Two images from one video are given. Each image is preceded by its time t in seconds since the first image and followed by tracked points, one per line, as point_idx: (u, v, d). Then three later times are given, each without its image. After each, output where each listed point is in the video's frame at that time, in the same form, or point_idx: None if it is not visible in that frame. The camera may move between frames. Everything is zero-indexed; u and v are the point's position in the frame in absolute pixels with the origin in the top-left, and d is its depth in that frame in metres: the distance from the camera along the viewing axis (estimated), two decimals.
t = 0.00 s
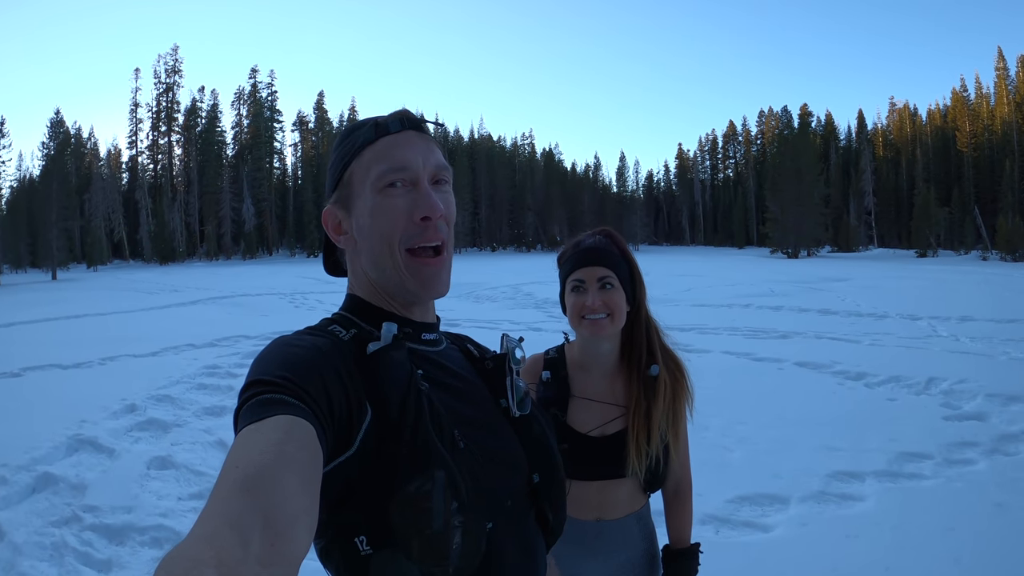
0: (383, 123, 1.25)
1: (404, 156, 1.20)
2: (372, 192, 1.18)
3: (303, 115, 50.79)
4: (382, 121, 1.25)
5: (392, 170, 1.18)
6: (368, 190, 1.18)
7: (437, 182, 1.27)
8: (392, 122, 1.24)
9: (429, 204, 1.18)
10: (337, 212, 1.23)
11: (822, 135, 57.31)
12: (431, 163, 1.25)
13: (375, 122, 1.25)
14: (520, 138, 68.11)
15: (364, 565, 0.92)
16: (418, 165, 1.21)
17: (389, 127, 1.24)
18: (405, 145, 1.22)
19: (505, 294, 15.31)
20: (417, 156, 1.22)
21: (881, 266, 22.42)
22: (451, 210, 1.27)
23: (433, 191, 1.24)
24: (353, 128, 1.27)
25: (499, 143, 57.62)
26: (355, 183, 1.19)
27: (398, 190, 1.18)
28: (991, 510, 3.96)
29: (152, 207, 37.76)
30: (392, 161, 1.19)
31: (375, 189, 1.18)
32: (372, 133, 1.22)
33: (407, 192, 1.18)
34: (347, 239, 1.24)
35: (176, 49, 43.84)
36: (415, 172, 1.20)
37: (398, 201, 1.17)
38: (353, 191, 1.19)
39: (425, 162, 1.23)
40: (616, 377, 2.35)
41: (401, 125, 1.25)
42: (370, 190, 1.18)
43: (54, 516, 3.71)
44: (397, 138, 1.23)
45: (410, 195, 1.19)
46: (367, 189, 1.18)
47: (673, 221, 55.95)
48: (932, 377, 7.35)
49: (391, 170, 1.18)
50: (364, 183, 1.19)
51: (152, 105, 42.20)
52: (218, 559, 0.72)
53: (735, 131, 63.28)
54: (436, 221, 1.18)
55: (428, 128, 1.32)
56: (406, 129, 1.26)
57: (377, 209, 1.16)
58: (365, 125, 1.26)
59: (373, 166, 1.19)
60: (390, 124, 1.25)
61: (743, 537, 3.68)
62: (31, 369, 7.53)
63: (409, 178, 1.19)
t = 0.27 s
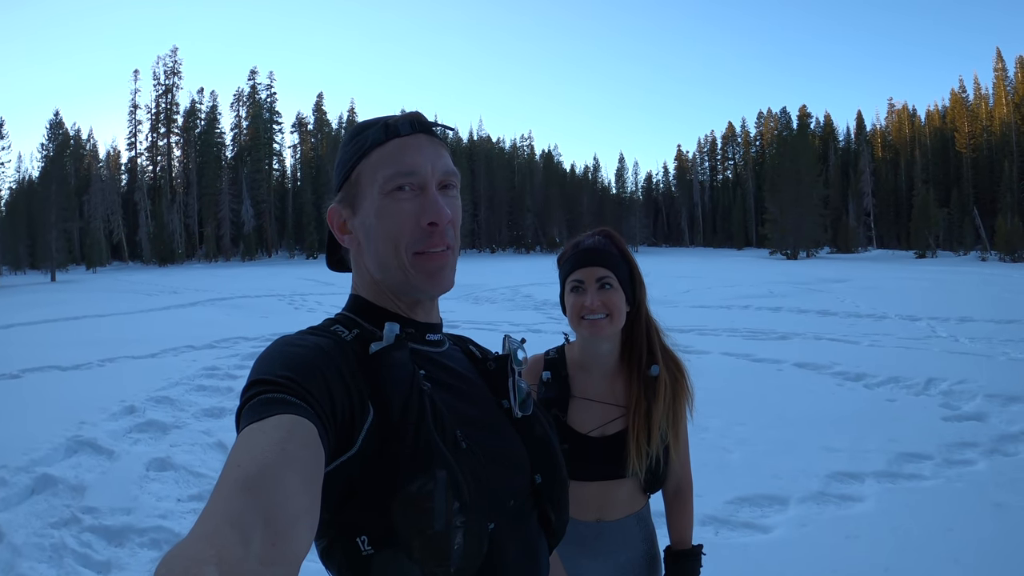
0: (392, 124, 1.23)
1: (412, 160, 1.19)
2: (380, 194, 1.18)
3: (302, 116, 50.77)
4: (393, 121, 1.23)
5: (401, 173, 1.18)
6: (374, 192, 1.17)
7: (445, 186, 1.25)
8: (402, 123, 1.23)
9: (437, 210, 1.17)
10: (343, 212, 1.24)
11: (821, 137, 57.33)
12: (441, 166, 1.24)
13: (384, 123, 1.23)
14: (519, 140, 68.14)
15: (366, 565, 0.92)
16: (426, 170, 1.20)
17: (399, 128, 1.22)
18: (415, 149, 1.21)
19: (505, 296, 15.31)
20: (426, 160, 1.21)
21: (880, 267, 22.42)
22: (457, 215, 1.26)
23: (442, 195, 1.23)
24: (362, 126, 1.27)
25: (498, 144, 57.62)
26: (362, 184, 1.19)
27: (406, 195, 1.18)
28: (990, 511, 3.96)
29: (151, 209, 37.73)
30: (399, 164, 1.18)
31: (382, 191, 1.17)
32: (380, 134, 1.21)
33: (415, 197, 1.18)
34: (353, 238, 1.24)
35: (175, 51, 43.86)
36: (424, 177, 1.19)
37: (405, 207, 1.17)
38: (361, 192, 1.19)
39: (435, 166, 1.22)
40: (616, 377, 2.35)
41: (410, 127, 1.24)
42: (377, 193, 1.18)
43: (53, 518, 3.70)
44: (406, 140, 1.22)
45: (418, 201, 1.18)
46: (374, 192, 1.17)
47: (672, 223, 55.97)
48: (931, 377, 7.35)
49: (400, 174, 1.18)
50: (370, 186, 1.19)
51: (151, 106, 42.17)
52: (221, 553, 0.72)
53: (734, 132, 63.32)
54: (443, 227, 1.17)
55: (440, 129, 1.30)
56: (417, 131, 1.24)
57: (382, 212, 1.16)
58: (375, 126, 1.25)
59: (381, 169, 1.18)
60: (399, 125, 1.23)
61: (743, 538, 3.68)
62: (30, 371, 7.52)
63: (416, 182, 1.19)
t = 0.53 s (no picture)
0: (401, 129, 1.23)
1: (419, 166, 1.20)
2: (382, 198, 1.17)
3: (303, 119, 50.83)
4: (401, 127, 1.23)
5: (404, 180, 1.18)
6: (377, 195, 1.18)
7: (448, 193, 1.26)
8: (409, 129, 1.24)
9: (439, 218, 1.18)
10: (343, 212, 1.22)
11: (823, 138, 57.28)
12: (445, 174, 1.25)
13: (391, 127, 1.24)
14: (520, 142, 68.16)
15: (364, 563, 0.92)
16: (431, 176, 1.21)
17: (406, 133, 1.23)
18: (421, 154, 1.22)
19: (506, 297, 15.30)
20: (431, 166, 1.21)
21: (882, 268, 22.37)
22: (459, 222, 1.27)
23: (444, 204, 1.24)
24: (367, 128, 1.26)
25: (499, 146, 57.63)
26: (365, 186, 1.19)
27: (410, 200, 1.18)
28: (992, 512, 3.95)
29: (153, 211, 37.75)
30: (404, 170, 1.19)
31: (386, 195, 1.17)
32: (386, 138, 1.21)
33: (419, 204, 1.19)
34: (351, 239, 1.24)
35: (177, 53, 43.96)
36: (427, 182, 1.20)
37: (408, 212, 1.17)
38: (362, 193, 1.19)
39: (438, 173, 1.23)
40: (614, 378, 2.35)
41: (418, 133, 1.25)
42: (380, 196, 1.18)
43: (54, 518, 3.71)
44: (412, 146, 1.22)
45: (421, 207, 1.18)
46: (377, 195, 1.18)
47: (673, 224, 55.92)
48: (933, 378, 7.33)
49: (404, 179, 1.18)
50: (373, 189, 1.19)
51: (152, 109, 42.25)
52: (220, 549, 0.73)
53: (735, 133, 63.27)
54: (444, 234, 1.18)
55: (445, 136, 1.32)
56: (424, 137, 1.25)
57: (384, 217, 1.16)
58: (380, 129, 1.24)
59: (385, 173, 1.18)
60: (407, 131, 1.24)
61: (744, 539, 3.67)
62: (32, 372, 7.53)
63: (421, 189, 1.19)
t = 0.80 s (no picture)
0: (404, 129, 1.23)
1: (423, 168, 1.20)
2: (385, 199, 1.18)
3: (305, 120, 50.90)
4: (404, 127, 1.23)
5: (408, 180, 1.19)
6: (380, 196, 1.18)
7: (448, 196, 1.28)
8: (413, 129, 1.24)
9: (441, 220, 1.19)
10: (342, 209, 1.21)
11: (824, 138, 57.22)
12: (446, 177, 1.26)
13: (395, 125, 1.23)
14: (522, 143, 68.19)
15: (358, 565, 0.92)
16: (434, 179, 1.22)
17: (410, 134, 1.23)
18: (424, 158, 1.22)
19: (507, 299, 15.30)
20: (435, 170, 1.22)
21: (884, 269, 22.33)
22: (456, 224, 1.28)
23: (445, 206, 1.25)
24: (368, 126, 1.25)
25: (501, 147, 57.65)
26: (367, 186, 1.18)
27: (413, 201, 1.18)
28: (993, 513, 3.94)
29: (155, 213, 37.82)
30: (409, 171, 1.19)
31: (390, 196, 1.18)
32: (391, 138, 1.21)
33: (421, 204, 1.19)
34: (348, 238, 1.23)
35: (179, 55, 44.06)
36: (430, 185, 1.21)
37: (411, 212, 1.18)
38: (364, 192, 1.19)
39: (442, 175, 1.24)
40: (610, 377, 2.35)
41: (421, 134, 1.25)
42: (384, 196, 1.18)
43: (55, 520, 3.72)
44: (416, 147, 1.23)
45: (424, 208, 1.19)
46: (378, 195, 1.17)
47: (675, 226, 55.88)
48: (935, 379, 7.31)
49: (407, 180, 1.19)
50: (376, 188, 1.18)
51: (155, 111, 42.33)
52: (212, 554, 0.73)
53: (737, 134, 63.24)
54: (445, 237, 1.19)
55: (446, 139, 1.32)
56: (427, 139, 1.26)
57: (387, 217, 1.16)
58: (383, 126, 1.23)
59: (389, 173, 1.18)
60: (410, 131, 1.24)
61: (744, 540, 3.66)
62: (34, 374, 7.55)
63: (424, 191, 1.20)
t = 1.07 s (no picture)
0: (394, 132, 1.25)
1: (408, 168, 1.21)
2: (371, 199, 1.19)
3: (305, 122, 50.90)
4: (394, 130, 1.25)
5: (393, 180, 1.19)
6: (368, 196, 1.19)
7: (440, 196, 1.26)
8: (403, 131, 1.25)
9: (424, 218, 1.17)
10: (341, 214, 1.26)
11: (824, 139, 57.22)
12: (436, 176, 1.25)
13: (387, 129, 1.25)
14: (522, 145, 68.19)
15: (362, 568, 0.92)
16: (420, 178, 1.21)
17: (400, 135, 1.24)
18: (411, 158, 1.23)
19: (508, 300, 15.30)
20: (420, 169, 1.22)
21: (884, 270, 22.33)
22: (449, 225, 1.27)
23: (435, 205, 1.24)
24: (367, 134, 1.29)
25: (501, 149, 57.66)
26: (357, 187, 1.21)
27: (397, 201, 1.19)
28: (995, 514, 3.94)
29: (156, 215, 37.83)
30: (393, 170, 1.20)
31: (376, 196, 1.19)
32: (382, 140, 1.24)
33: (405, 204, 1.19)
34: (348, 240, 1.25)
35: (179, 56, 44.05)
36: (415, 184, 1.21)
37: (395, 211, 1.18)
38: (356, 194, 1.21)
39: (427, 174, 1.23)
40: (612, 379, 2.35)
41: (412, 136, 1.26)
42: (371, 196, 1.20)
43: (56, 521, 3.72)
44: (404, 147, 1.23)
45: (409, 207, 1.19)
46: (366, 196, 1.19)
47: (675, 227, 55.86)
48: (935, 380, 7.31)
49: (392, 179, 1.20)
50: (365, 189, 1.20)
51: (155, 112, 42.31)
52: (216, 559, 0.73)
53: (737, 136, 63.25)
54: (429, 235, 1.17)
55: (443, 141, 1.32)
56: (419, 140, 1.26)
57: (374, 217, 1.17)
58: (377, 132, 1.27)
59: (377, 173, 1.20)
60: (401, 133, 1.25)
61: (745, 542, 3.66)
62: (35, 375, 7.55)
63: (409, 190, 1.20)
